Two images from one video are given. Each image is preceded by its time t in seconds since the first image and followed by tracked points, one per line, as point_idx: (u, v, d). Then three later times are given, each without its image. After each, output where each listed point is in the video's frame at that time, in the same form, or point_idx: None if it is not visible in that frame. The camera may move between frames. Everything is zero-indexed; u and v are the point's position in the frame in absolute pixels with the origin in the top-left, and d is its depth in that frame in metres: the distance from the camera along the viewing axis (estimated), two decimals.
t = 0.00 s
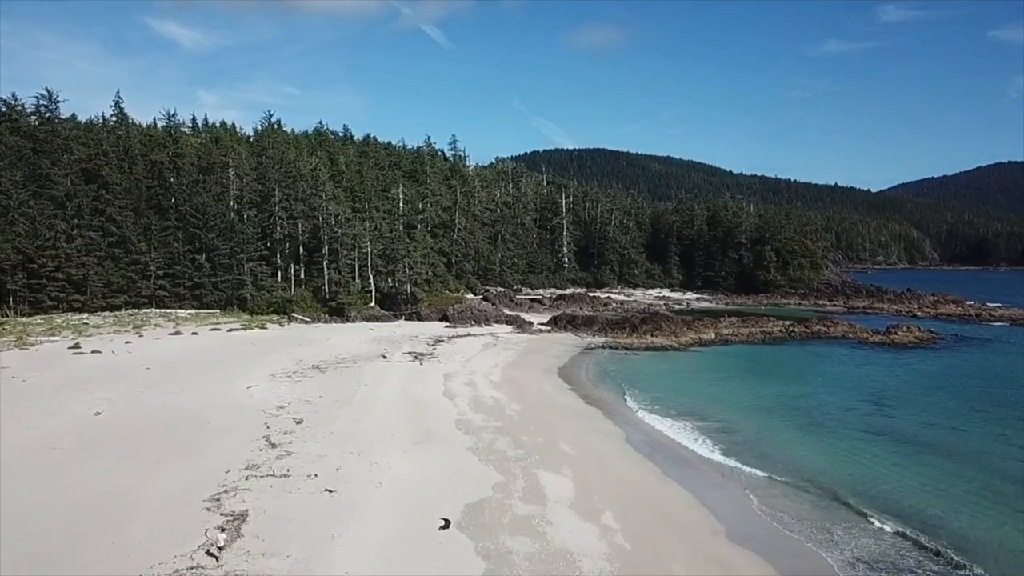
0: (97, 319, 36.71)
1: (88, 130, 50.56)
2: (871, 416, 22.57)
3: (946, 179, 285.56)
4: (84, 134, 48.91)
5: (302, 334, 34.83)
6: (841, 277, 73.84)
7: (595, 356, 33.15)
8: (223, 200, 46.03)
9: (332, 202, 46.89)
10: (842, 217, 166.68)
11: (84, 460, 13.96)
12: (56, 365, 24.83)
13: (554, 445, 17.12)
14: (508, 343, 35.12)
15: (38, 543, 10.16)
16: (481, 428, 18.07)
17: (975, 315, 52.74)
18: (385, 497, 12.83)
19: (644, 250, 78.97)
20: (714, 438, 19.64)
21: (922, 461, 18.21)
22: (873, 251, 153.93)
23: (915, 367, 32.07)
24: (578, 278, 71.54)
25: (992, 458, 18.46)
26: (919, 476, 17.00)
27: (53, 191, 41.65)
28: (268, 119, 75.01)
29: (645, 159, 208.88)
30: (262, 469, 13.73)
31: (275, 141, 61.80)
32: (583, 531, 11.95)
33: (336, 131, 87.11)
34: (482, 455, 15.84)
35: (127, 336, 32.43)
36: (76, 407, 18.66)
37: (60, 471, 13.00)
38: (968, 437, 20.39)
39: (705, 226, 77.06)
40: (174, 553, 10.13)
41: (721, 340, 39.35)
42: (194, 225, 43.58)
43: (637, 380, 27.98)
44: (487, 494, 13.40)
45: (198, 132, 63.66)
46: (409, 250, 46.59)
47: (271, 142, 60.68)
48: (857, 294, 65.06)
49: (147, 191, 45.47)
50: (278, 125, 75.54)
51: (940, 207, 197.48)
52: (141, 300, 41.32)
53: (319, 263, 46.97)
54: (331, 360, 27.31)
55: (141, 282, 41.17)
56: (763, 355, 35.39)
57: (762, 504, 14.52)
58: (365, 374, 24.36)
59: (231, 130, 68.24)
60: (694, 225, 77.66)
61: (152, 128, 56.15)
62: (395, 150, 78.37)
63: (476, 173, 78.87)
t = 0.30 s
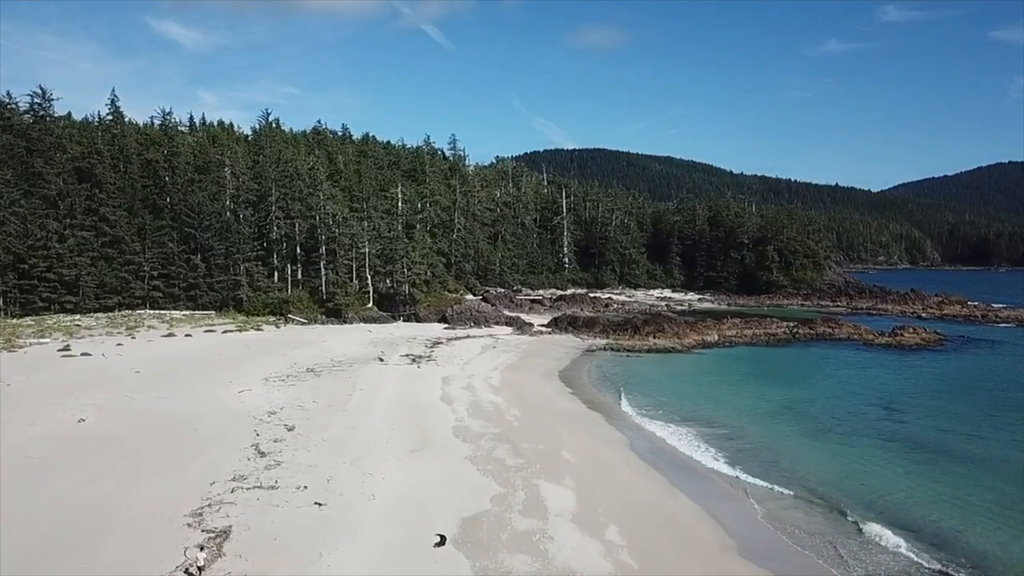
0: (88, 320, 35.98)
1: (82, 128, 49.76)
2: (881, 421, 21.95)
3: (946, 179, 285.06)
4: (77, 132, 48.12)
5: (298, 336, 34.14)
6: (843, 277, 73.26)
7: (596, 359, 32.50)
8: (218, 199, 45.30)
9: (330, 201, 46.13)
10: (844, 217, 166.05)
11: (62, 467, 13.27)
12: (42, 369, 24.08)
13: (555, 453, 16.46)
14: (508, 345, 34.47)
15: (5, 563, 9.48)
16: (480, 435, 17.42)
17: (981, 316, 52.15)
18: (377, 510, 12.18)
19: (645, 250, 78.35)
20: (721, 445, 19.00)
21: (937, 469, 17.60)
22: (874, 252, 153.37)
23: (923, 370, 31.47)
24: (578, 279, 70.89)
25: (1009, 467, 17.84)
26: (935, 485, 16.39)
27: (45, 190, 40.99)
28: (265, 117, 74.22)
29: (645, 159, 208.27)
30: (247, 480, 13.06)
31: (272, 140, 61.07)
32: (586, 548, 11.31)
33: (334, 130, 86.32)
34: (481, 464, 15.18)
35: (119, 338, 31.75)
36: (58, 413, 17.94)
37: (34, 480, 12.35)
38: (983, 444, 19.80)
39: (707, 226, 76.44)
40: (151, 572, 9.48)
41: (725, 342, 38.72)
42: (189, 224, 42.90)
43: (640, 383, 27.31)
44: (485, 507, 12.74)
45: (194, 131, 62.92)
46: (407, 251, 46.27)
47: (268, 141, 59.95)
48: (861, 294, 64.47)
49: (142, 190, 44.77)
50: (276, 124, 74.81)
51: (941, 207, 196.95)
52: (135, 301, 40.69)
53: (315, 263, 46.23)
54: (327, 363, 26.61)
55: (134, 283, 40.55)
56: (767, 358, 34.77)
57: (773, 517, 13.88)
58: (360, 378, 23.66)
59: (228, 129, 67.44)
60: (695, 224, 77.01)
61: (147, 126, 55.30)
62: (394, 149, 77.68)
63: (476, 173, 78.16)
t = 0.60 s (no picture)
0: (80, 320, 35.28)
1: (76, 127, 49.03)
2: (893, 427, 21.23)
3: (947, 179, 284.42)
4: (71, 130, 47.36)
5: (294, 337, 33.47)
6: (846, 277, 72.65)
7: (598, 361, 31.83)
8: (214, 199, 44.56)
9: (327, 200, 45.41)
10: (845, 217, 165.38)
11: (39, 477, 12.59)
12: (27, 372, 23.37)
13: (557, 462, 15.80)
14: (508, 346, 33.78)
15: None
16: (478, 443, 16.73)
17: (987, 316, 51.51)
18: (369, 525, 11.53)
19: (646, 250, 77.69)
20: (728, 453, 18.30)
21: (955, 479, 16.89)
22: (875, 251, 152.79)
23: (933, 372, 30.78)
24: (579, 279, 70.26)
25: None
26: (953, 496, 15.74)
27: (37, 188, 40.26)
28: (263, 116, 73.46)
29: (645, 159, 207.61)
30: (232, 493, 12.39)
31: (270, 139, 60.33)
32: (591, 566, 10.66)
33: (333, 129, 85.57)
34: (479, 474, 14.52)
35: (110, 339, 31.02)
36: (40, 417, 17.23)
37: (6, 493, 11.67)
38: (999, 450, 19.17)
39: (709, 226, 75.80)
40: None
41: (729, 344, 38.07)
42: (183, 224, 42.20)
43: (643, 387, 26.62)
44: (484, 521, 12.07)
45: (190, 129, 62.17)
46: (405, 250, 45.58)
47: (266, 140, 59.22)
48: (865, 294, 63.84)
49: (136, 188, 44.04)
50: (274, 123, 74.08)
51: (942, 207, 196.43)
52: (129, 301, 40.03)
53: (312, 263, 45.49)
54: (322, 365, 25.93)
55: (128, 283, 39.88)
56: (772, 360, 34.06)
57: (786, 531, 13.21)
58: (356, 382, 22.97)
59: (224, 128, 66.68)
60: (698, 224, 76.31)
61: (142, 124, 54.51)
62: (393, 148, 76.94)
63: (475, 172, 77.46)
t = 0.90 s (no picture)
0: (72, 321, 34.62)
1: (70, 125, 48.23)
2: (905, 433, 20.55)
3: (948, 179, 283.88)
4: (64, 128, 46.51)
5: (290, 339, 32.80)
6: (850, 277, 72.00)
7: (600, 364, 31.20)
8: (209, 198, 43.86)
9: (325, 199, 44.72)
10: (847, 216, 164.70)
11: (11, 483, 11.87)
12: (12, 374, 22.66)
13: (558, 472, 15.12)
14: (508, 349, 33.12)
15: None
16: (476, 451, 16.05)
17: (994, 317, 50.85)
18: (361, 542, 10.86)
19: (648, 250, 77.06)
20: (736, 461, 17.63)
21: (973, 489, 16.21)
22: (876, 252, 152.26)
23: (942, 375, 30.11)
24: (579, 279, 69.63)
25: None
26: (973, 508, 15.09)
27: (28, 187, 39.39)
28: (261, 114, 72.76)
29: (646, 159, 206.96)
30: (216, 508, 11.71)
31: (267, 137, 59.64)
32: None
33: (332, 128, 84.82)
34: (477, 486, 13.84)
35: (101, 341, 30.32)
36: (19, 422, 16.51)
37: None
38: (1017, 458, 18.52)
39: (711, 226, 75.17)
40: None
41: (733, 346, 37.44)
42: (178, 223, 41.53)
43: (646, 391, 25.96)
44: (482, 538, 11.40)
45: (187, 127, 61.43)
46: (404, 250, 44.87)
47: (263, 139, 58.51)
48: (868, 295, 63.18)
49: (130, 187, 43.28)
50: (273, 122, 73.35)
51: (943, 207, 195.88)
52: (122, 302, 39.42)
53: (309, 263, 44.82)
54: (316, 368, 25.29)
55: (121, 284, 39.23)
56: (778, 362, 33.39)
57: (801, 546, 12.52)
58: (350, 386, 22.30)
59: (222, 127, 66.00)
60: (700, 224, 75.64)
61: (138, 122, 53.74)
62: (392, 147, 76.20)
63: (475, 171, 76.81)
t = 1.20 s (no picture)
0: (64, 322, 33.90)
1: (63, 122, 47.44)
2: (919, 440, 19.83)
3: (949, 179, 283.17)
4: (56, 125, 45.71)
5: (286, 341, 32.09)
6: (853, 277, 71.35)
7: (602, 366, 30.52)
8: (205, 197, 43.15)
9: (322, 199, 44.01)
10: (848, 216, 164.04)
11: None
12: None
13: (561, 483, 14.44)
14: (508, 351, 32.43)
15: None
16: (474, 460, 15.36)
17: (1000, 317, 50.20)
18: (351, 562, 10.18)
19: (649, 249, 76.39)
20: (745, 470, 16.93)
21: (994, 500, 15.57)
22: (878, 252, 151.64)
23: (952, 378, 29.40)
24: (580, 279, 68.94)
25: None
26: (996, 521, 14.44)
27: (19, 185, 38.65)
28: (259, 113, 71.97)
29: (646, 159, 206.29)
30: (198, 523, 11.03)
31: (265, 135, 58.88)
32: None
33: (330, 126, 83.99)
34: (476, 498, 13.16)
35: (91, 343, 29.62)
36: None
37: None
38: None
39: (713, 225, 74.52)
40: None
41: (737, 348, 36.77)
42: (172, 222, 40.84)
43: (650, 395, 25.27)
44: (481, 555, 10.74)
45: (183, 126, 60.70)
46: (402, 250, 44.14)
47: (261, 137, 57.77)
48: (872, 295, 62.55)
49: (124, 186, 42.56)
50: (271, 121, 72.59)
51: (944, 207, 195.19)
52: (115, 303, 38.78)
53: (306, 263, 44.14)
54: (311, 372, 24.59)
55: (114, 284, 38.60)
56: (784, 365, 32.71)
57: (817, 563, 11.85)
58: (346, 390, 21.60)
59: (219, 125, 65.24)
60: (702, 224, 74.90)
61: (133, 120, 52.92)
62: (391, 146, 75.45)
63: (475, 170, 76.10)
